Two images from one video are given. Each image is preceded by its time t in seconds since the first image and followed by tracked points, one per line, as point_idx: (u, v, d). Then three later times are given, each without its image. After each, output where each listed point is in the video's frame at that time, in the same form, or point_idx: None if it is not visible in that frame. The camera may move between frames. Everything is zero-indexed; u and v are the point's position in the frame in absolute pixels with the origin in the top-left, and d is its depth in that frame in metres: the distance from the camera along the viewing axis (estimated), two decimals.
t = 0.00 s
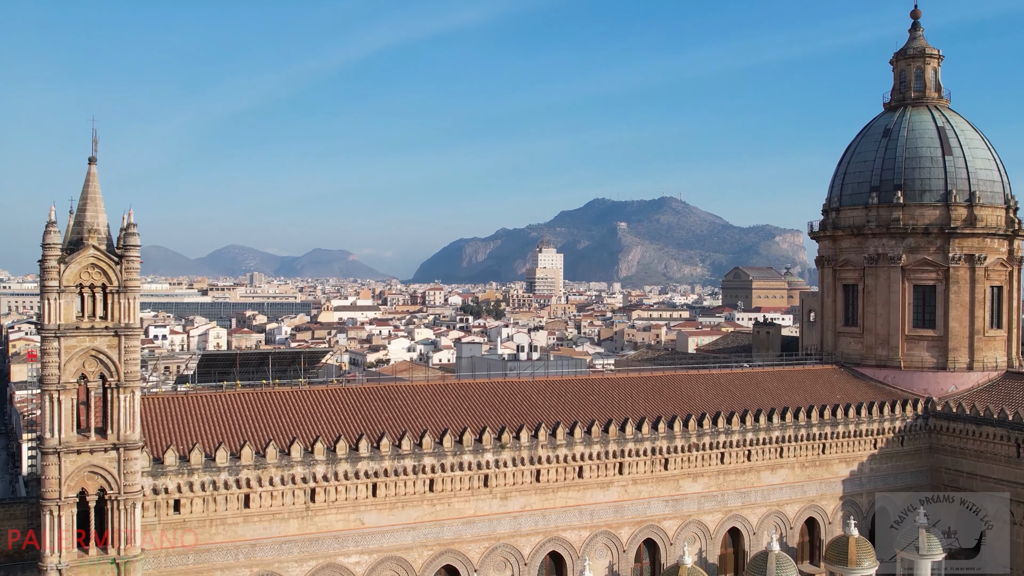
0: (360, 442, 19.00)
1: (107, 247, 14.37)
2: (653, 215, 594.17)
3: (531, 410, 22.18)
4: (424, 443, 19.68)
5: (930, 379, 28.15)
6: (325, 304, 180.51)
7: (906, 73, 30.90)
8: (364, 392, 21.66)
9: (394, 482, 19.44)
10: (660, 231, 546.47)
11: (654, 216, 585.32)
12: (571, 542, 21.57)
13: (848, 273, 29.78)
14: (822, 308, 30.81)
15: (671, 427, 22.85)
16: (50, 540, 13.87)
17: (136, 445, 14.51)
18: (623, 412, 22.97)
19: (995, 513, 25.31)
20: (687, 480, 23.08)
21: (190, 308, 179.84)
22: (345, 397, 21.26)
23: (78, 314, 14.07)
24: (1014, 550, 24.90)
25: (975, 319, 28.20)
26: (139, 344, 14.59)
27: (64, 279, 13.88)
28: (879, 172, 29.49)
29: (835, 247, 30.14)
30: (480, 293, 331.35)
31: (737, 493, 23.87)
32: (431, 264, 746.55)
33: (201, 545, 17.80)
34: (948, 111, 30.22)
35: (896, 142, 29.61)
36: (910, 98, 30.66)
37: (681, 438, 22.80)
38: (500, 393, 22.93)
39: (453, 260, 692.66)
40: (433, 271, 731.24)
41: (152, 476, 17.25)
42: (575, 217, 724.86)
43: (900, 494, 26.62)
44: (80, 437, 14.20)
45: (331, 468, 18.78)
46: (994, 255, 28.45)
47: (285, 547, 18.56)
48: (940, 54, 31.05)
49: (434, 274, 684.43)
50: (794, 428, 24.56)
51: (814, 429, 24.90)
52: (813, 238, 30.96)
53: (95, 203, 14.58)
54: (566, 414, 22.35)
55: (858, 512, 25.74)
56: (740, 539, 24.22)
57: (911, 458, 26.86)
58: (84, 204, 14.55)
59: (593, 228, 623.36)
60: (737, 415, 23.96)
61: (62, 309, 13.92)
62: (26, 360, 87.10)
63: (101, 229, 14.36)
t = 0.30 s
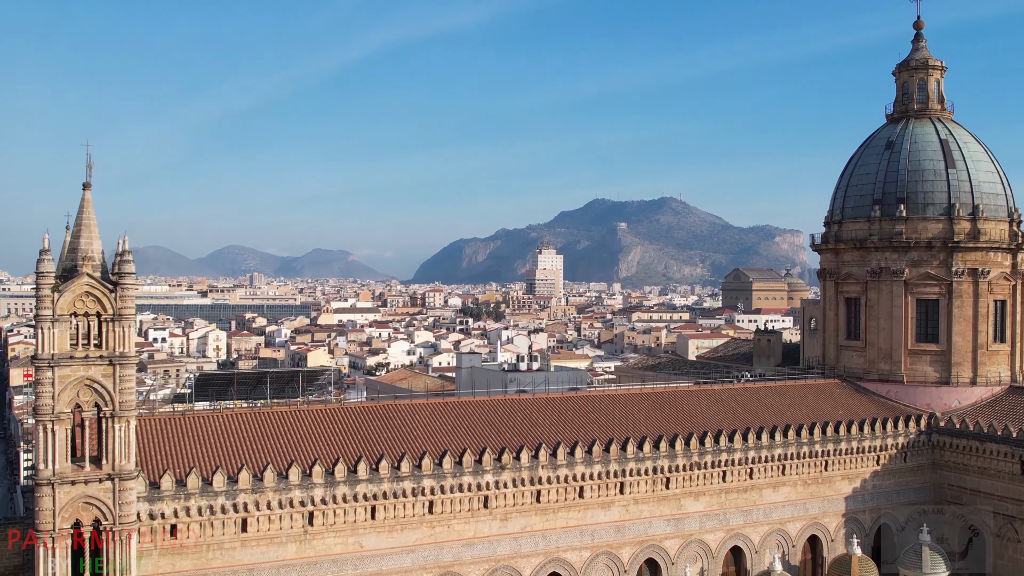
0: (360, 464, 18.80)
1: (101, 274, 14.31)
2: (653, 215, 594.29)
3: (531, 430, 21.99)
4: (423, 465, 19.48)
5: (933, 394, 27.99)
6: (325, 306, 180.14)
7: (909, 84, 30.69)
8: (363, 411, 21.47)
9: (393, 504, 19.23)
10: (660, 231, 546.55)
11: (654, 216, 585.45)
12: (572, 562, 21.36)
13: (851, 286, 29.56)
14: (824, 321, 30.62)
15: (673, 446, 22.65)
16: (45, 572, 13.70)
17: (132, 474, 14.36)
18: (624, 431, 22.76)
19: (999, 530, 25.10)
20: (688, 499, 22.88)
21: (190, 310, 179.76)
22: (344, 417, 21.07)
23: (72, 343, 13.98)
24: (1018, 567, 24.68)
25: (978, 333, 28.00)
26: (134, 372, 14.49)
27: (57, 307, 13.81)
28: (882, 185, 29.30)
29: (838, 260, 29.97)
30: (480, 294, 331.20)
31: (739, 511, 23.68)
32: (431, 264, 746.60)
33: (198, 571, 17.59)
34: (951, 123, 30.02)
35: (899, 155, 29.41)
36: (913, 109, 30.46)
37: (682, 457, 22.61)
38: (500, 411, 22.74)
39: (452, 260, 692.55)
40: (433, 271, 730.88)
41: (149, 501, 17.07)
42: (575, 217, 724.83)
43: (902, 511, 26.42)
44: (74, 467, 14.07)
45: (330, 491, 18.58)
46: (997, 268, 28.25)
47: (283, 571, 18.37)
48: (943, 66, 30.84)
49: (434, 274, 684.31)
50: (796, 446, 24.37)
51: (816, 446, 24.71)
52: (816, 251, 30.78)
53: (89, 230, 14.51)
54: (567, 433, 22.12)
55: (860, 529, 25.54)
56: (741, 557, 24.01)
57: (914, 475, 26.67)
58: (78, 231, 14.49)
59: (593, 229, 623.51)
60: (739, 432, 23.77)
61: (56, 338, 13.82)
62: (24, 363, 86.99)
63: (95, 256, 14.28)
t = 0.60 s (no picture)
0: (359, 487, 18.64)
1: (95, 302, 14.64)
2: (653, 215, 594.59)
3: (530, 448, 21.81)
4: (423, 487, 19.30)
5: (936, 408, 27.81)
6: (324, 308, 179.96)
7: (912, 95, 30.48)
8: (362, 430, 21.31)
9: (392, 527, 19.04)
10: (660, 231, 546.56)
11: (654, 217, 585.51)
12: None
13: (853, 299, 29.36)
14: (827, 333, 30.42)
15: (674, 464, 22.48)
16: None
17: (125, 503, 14.63)
18: (624, 449, 22.55)
19: (1002, 547, 24.90)
20: (690, 518, 22.68)
21: (189, 312, 179.67)
22: (343, 436, 20.91)
23: (66, 372, 14.30)
24: None
25: (982, 348, 27.78)
26: (128, 401, 14.83)
27: (51, 336, 14.14)
28: (884, 198, 29.11)
29: (840, 273, 29.77)
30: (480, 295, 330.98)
31: (741, 529, 23.49)
32: (430, 265, 746.71)
33: None
34: (954, 135, 29.81)
35: (902, 167, 29.21)
36: (915, 121, 30.27)
37: (684, 475, 22.42)
38: (500, 429, 22.57)
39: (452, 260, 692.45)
40: (433, 271, 730.65)
41: (145, 525, 16.89)
42: (575, 218, 725.10)
43: (905, 527, 26.22)
44: (68, 496, 14.34)
45: (328, 514, 18.38)
46: (1001, 282, 28.04)
47: None
48: (946, 77, 30.64)
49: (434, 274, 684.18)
50: (799, 463, 24.17)
51: (818, 463, 24.52)
52: (818, 263, 30.58)
53: (83, 256, 14.81)
54: (567, 452, 21.93)
55: (863, 546, 25.32)
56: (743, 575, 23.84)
57: (916, 491, 26.48)
58: (71, 257, 14.82)
59: (593, 229, 623.59)
60: (741, 450, 23.58)
61: (50, 368, 14.15)
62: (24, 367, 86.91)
63: (89, 284, 14.60)
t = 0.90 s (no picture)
0: (358, 509, 18.44)
1: (88, 333, 15.31)
2: (653, 216, 594.43)
3: (530, 468, 21.62)
4: (423, 509, 19.10)
5: (939, 423, 27.64)
6: (324, 310, 179.80)
7: (914, 107, 30.29)
8: (361, 450, 21.13)
9: (391, 550, 18.83)
10: (660, 232, 546.25)
11: (654, 217, 585.43)
12: None
13: (856, 313, 29.14)
14: (829, 347, 30.20)
15: (676, 483, 22.27)
16: None
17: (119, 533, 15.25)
18: (626, 469, 22.34)
19: (1006, 565, 24.69)
20: (692, 537, 22.48)
21: (189, 314, 179.50)
22: (341, 457, 20.71)
23: (59, 403, 14.93)
24: None
25: (985, 362, 27.57)
26: (121, 431, 15.45)
27: (44, 365, 14.76)
28: (887, 210, 28.90)
29: (842, 286, 29.55)
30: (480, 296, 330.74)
31: (743, 548, 23.29)
32: (430, 265, 746.43)
33: None
34: (958, 147, 29.60)
35: (905, 180, 28.99)
36: (918, 133, 30.06)
37: (686, 495, 22.22)
38: (500, 448, 22.37)
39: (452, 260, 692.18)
40: (433, 270, 730.06)
41: (140, 552, 16.68)
42: (575, 218, 724.74)
43: (908, 543, 26.03)
44: (62, 527, 14.97)
45: (326, 537, 18.17)
46: (1004, 296, 27.82)
47: None
48: (949, 88, 30.45)
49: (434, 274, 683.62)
50: (801, 480, 23.96)
51: (821, 481, 24.32)
52: (820, 275, 30.38)
53: (77, 286, 15.53)
54: (568, 472, 21.71)
55: (865, 563, 25.12)
56: None
57: (920, 507, 26.28)
58: (64, 288, 15.50)
59: (593, 229, 623.21)
60: (743, 468, 23.39)
61: (43, 399, 14.80)
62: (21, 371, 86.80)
63: (82, 314, 15.28)
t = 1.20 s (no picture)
0: (355, 533, 18.21)
1: (81, 363, 15.50)
2: (653, 216, 594.45)
3: (531, 488, 21.42)
4: (421, 532, 18.88)
5: (942, 437, 27.45)
6: (324, 311, 179.74)
7: (917, 118, 30.06)
8: (359, 470, 20.93)
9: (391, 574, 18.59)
10: (660, 232, 546.23)
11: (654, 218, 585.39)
12: None
13: (859, 327, 28.92)
14: (831, 360, 29.99)
15: (678, 503, 22.06)
16: None
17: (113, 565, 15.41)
18: (626, 488, 22.12)
19: None
20: (694, 557, 22.27)
21: (188, 316, 179.49)
22: (339, 477, 20.50)
23: (51, 435, 15.09)
24: None
25: (989, 377, 27.36)
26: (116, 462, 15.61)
27: (36, 397, 14.97)
28: (889, 224, 28.70)
29: (845, 299, 29.35)
30: (480, 297, 330.60)
31: (745, 567, 23.08)
32: (430, 265, 746.54)
33: None
34: (961, 159, 29.38)
35: (908, 193, 28.79)
36: (921, 144, 29.84)
37: (688, 514, 22.01)
38: (500, 466, 22.18)
39: (452, 261, 691.91)
40: (433, 271, 729.76)
41: None
42: (575, 218, 724.79)
43: (912, 561, 25.84)
44: (55, 559, 15.12)
45: (324, 561, 17.94)
46: (1008, 310, 27.58)
47: None
48: (952, 99, 30.24)
49: (434, 274, 683.69)
50: (803, 498, 23.78)
51: (824, 498, 24.12)
52: (822, 288, 30.18)
53: (68, 315, 15.75)
54: (569, 492, 21.50)
55: None
56: None
57: (923, 523, 26.06)
58: (57, 317, 15.74)
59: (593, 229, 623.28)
60: (744, 486, 23.20)
61: (35, 430, 14.97)
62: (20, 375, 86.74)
63: (73, 344, 15.50)
